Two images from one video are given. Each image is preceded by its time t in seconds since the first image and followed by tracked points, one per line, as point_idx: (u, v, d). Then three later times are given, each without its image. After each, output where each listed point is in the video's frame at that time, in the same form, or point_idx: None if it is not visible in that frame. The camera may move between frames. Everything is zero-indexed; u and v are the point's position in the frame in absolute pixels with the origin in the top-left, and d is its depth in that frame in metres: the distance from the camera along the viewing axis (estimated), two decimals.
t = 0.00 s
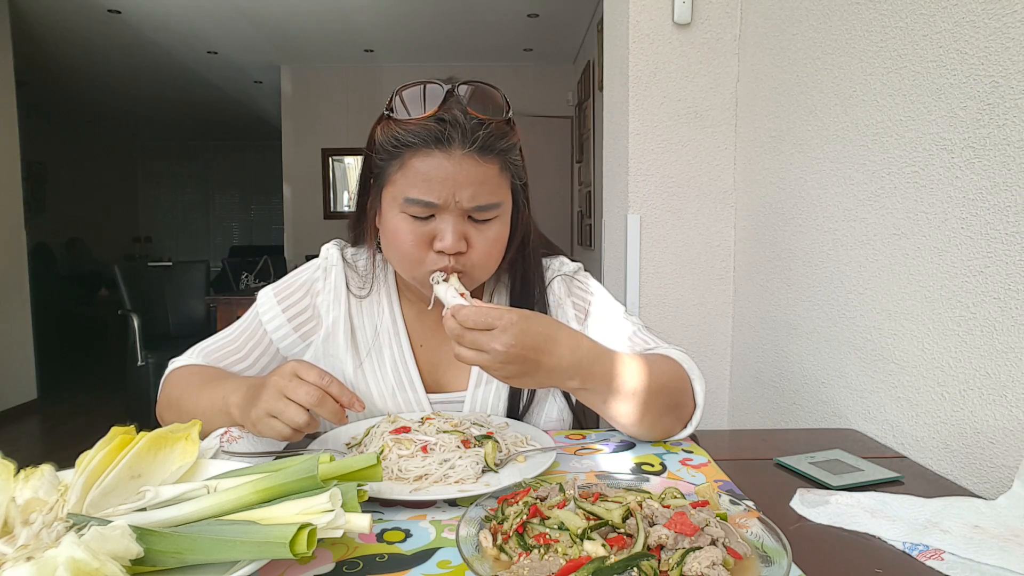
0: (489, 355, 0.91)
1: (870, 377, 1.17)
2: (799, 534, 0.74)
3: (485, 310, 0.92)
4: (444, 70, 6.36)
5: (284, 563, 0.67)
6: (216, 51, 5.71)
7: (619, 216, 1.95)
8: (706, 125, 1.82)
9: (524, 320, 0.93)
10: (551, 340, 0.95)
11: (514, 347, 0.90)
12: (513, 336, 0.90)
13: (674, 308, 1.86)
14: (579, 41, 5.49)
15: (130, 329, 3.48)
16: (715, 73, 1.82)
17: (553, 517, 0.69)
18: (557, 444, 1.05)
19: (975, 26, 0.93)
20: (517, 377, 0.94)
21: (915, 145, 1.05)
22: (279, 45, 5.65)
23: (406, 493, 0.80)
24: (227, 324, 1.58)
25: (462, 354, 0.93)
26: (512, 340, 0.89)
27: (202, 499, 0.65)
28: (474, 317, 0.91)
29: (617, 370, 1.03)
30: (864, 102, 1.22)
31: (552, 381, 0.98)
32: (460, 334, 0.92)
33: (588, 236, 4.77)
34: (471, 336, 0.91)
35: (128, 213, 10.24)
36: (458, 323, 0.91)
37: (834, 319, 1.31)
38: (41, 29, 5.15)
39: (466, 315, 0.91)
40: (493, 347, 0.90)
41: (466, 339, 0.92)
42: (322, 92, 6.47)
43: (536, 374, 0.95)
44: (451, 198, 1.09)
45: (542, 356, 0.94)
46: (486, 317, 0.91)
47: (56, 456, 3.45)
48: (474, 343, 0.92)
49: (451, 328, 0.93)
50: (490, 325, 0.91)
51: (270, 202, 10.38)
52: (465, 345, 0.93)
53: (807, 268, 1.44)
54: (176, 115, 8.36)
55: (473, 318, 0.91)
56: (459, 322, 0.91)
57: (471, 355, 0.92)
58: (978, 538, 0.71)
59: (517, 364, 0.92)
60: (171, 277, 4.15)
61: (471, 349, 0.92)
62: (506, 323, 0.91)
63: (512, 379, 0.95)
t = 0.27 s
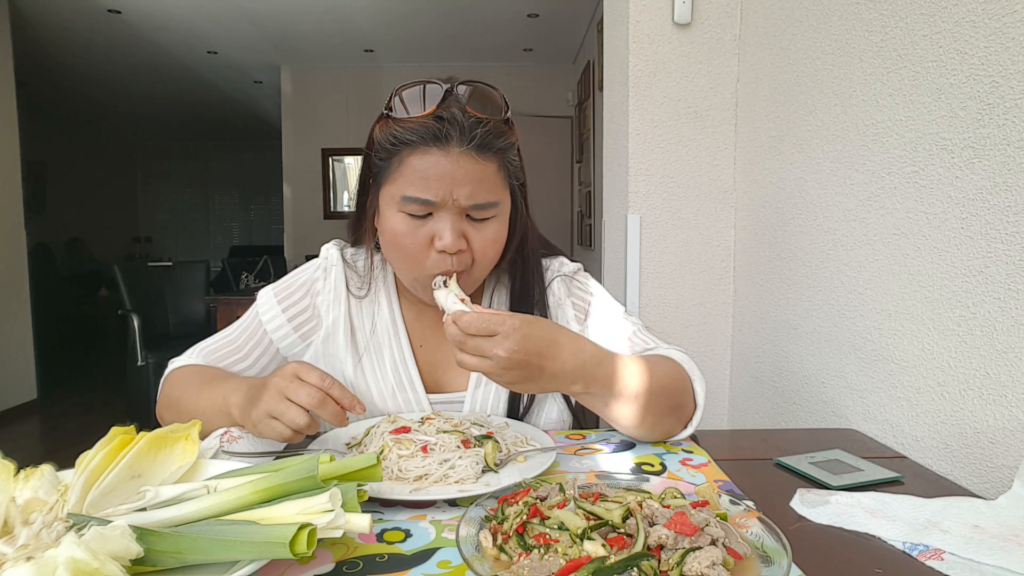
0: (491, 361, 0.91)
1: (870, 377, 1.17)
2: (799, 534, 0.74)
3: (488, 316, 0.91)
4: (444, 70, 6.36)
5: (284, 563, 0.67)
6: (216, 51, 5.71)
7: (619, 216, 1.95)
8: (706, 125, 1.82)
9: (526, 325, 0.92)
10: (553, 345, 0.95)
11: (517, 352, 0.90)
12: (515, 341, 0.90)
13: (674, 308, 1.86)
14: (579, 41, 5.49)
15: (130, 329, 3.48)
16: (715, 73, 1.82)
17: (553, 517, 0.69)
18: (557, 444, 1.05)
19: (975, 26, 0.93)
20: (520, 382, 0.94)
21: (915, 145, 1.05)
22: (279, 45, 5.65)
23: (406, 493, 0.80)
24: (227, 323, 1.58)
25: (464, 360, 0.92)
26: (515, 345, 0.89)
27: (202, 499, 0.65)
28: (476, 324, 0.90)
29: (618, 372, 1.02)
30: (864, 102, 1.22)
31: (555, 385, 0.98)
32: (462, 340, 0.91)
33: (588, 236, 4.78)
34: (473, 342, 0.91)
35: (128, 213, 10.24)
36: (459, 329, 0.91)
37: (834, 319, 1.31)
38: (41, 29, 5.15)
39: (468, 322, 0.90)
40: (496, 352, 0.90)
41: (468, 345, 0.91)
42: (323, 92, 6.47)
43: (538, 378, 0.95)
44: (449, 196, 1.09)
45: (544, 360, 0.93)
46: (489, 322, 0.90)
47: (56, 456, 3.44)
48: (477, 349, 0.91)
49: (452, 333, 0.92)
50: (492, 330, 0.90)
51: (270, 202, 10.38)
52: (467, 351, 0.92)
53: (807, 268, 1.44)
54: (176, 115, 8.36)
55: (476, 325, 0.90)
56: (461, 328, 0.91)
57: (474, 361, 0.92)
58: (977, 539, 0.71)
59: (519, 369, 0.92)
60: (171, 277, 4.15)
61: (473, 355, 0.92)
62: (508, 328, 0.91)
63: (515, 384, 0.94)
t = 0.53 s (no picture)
0: (496, 370, 0.91)
1: (870, 376, 1.17)
2: (799, 534, 0.74)
3: (491, 325, 0.91)
4: (444, 70, 6.36)
5: (284, 563, 0.67)
6: (216, 50, 5.71)
7: (619, 217, 1.95)
8: (706, 125, 1.82)
9: (528, 332, 0.92)
10: (557, 351, 0.95)
11: (521, 359, 0.90)
12: (519, 348, 0.90)
13: (674, 308, 1.86)
14: (578, 41, 5.49)
15: (130, 329, 3.48)
16: (715, 73, 1.82)
17: (553, 517, 0.69)
18: (557, 444, 1.05)
19: (975, 26, 0.93)
20: (525, 390, 0.94)
21: (915, 145, 1.06)
22: (279, 45, 5.65)
23: (406, 493, 0.80)
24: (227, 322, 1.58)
25: (468, 369, 0.92)
26: (519, 353, 0.89)
27: (202, 499, 0.65)
28: (479, 332, 0.90)
29: (620, 376, 1.02)
30: (864, 102, 1.22)
31: (559, 392, 0.98)
32: (466, 349, 0.91)
33: (589, 236, 4.78)
34: (478, 351, 0.91)
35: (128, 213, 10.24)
36: (462, 337, 0.91)
37: (834, 319, 1.31)
38: (41, 29, 5.14)
39: (471, 331, 0.90)
40: (500, 361, 0.89)
41: (471, 355, 0.91)
42: (322, 92, 6.47)
43: (542, 386, 0.95)
44: (446, 200, 1.09)
45: (548, 367, 0.94)
46: (492, 331, 0.90)
47: (56, 456, 3.44)
48: (480, 358, 0.91)
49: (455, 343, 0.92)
50: (495, 338, 0.90)
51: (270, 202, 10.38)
52: (471, 361, 0.92)
53: (807, 268, 1.44)
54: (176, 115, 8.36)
55: (479, 333, 0.90)
56: (463, 336, 0.91)
57: (478, 369, 0.91)
58: (977, 539, 0.71)
59: (525, 378, 0.91)
60: (171, 277, 4.15)
61: (478, 364, 0.92)
62: (511, 336, 0.91)
63: (519, 393, 0.94)
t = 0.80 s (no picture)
0: (493, 378, 0.91)
1: (870, 376, 1.17)
2: (799, 534, 0.74)
3: (486, 333, 0.92)
4: (444, 70, 6.36)
5: (284, 563, 0.67)
6: (216, 51, 5.71)
7: (619, 217, 1.95)
8: (706, 125, 1.82)
9: (523, 338, 0.93)
10: (554, 357, 0.95)
11: (518, 367, 0.90)
12: (515, 356, 0.90)
13: (673, 308, 1.86)
14: (578, 41, 5.49)
15: (130, 329, 3.48)
16: (715, 73, 1.82)
17: (553, 517, 0.69)
18: (557, 444, 1.05)
19: (975, 26, 0.93)
20: (522, 397, 0.94)
21: (915, 145, 1.06)
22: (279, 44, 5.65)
23: (406, 493, 0.80)
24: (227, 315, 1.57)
25: (465, 379, 0.92)
26: (515, 361, 0.89)
27: (203, 498, 0.65)
28: (475, 341, 0.90)
29: (619, 380, 1.03)
30: (864, 103, 1.22)
31: (557, 398, 0.98)
32: (463, 358, 0.91)
33: (589, 236, 4.78)
34: (474, 359, 0.91)
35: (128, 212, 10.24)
36: (458, 347, 0.91)
37: (834, 319, 1.31)
38: (40, 29, 5.14)
39: (467, 340, 0.90)
40: (496, 369, 0.90)
41: (468, 364, 0.91)
42: (323, 91, 6.47)
43: (539, 392, 0.95)
44: (435, 204, 1.09)
45: (545, 374, 0.94)
46: (488, 340, 0.90)
47: (57, 455, 3.45)
48: (477, 367, 0.91)
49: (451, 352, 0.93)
50: (492, 347, 0.90)
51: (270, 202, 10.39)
52: (467, 370, 0.92)
53: (807, 268, 1.44)
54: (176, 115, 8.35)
55: (475, 342, 0.90)
56: (459, 346, 0.91)
57: (475, 378, 0.91)
58: (977, 539, 0.71)
59: (521, 386, 0.92)
60: (171, 277, 4.15)
61: (474, 373, 0.92)
62: (507, 344, 0.91)
63: (517, 399, 0.94)
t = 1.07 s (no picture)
0: (490, 385, 0.90)
1: (870, 376, 1.17)
2: (799, 534, 0.74)
3: (483, 339, 0.91)
4: (444, 70, 6.36)
5: (284, 563, 0.67)
6: (216, 51, 5.71)
7: (619, 217, 1.95)
8: (706, 125, 1.82)
9: (520, 344, 0.92)
10: (551, 362, 0.95)
11: (515, 374, 0.90)
12: (512, 363, 0.89)
13: (673, 308, 1.86)
14: (578, 41, 5.49)
15: (130, 329, 3.48)
16: (715, 73, 1.82)
17: (553, 517, 0.69)
18: (557, 444, 1.05)
19: (975, 26, 0.93)
20: (521, 403, 0.94)
21: (915, 145, 1.05)
22: (278, 44, 5.65)
23: (406, 493, 0.80)
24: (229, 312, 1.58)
25: (463, 386, 0.92)
26: (513, 368, 0.89)
27: (203, 498, 0.65)
28: (471, 348, 0.89)
29: (618, 384, 1.02)
30: (864, 103, 1.22)
31: (555, 403, 0.98)
32: (460, 364, 0.91)
33: (588, 236, 4.78)
34: (471, 366, 0.90)
35: (128, 212, 10.24)
36: (456, 354, 0.90)
37: (834, 318, 1.31)
38: (40, 29, 5.14)
39: (464, 348, 0.89)
40: (493, 376, 0.89)
41: (465, 371, 0.91)
42: (322, 91, 6.47)
43: (537, 397, 0.95)
44: (430, 204, 1.09)
45: (542, 379, 0.94)
46: (485, 346, 0.90)
47: (57, 455, 3.45)
48: (474, 374, 0.91)
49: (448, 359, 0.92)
50: (488, 354, 0.89)
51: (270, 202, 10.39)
52: (465, 376, 0.92)
53: (807, 268, 1.44)
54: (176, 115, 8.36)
55: (471, 350, 0.89)
56: (456, 353, 0.90)
57: (472, 385, 0.91)
58: (977, 539, 0.71)
59: (518, 392, 0.92)
60: (171, 277, 4.14)
61: (472, 379, 0.91)
62: (504, 351, 0.90)
63: (514, 406, 0.94)
